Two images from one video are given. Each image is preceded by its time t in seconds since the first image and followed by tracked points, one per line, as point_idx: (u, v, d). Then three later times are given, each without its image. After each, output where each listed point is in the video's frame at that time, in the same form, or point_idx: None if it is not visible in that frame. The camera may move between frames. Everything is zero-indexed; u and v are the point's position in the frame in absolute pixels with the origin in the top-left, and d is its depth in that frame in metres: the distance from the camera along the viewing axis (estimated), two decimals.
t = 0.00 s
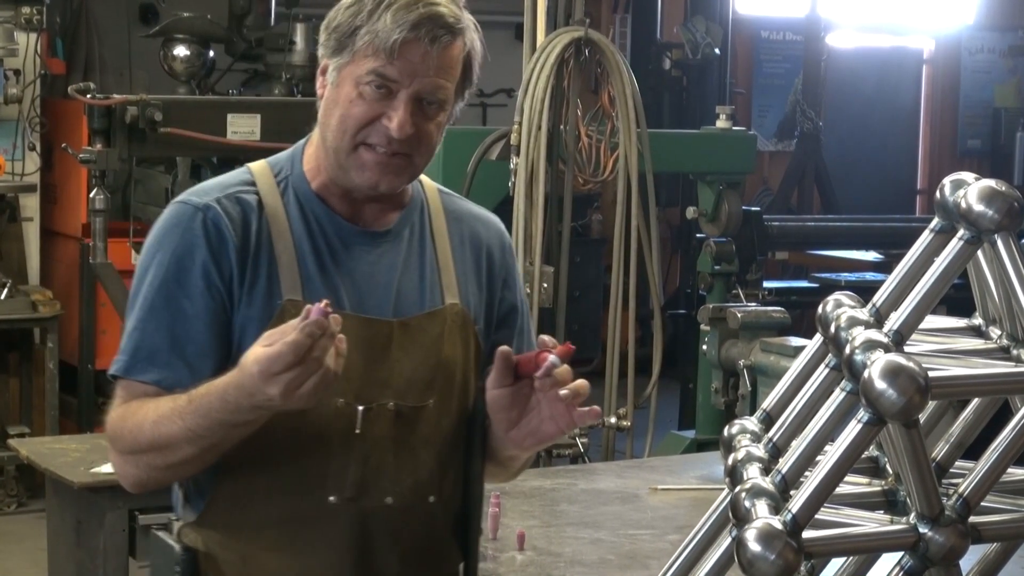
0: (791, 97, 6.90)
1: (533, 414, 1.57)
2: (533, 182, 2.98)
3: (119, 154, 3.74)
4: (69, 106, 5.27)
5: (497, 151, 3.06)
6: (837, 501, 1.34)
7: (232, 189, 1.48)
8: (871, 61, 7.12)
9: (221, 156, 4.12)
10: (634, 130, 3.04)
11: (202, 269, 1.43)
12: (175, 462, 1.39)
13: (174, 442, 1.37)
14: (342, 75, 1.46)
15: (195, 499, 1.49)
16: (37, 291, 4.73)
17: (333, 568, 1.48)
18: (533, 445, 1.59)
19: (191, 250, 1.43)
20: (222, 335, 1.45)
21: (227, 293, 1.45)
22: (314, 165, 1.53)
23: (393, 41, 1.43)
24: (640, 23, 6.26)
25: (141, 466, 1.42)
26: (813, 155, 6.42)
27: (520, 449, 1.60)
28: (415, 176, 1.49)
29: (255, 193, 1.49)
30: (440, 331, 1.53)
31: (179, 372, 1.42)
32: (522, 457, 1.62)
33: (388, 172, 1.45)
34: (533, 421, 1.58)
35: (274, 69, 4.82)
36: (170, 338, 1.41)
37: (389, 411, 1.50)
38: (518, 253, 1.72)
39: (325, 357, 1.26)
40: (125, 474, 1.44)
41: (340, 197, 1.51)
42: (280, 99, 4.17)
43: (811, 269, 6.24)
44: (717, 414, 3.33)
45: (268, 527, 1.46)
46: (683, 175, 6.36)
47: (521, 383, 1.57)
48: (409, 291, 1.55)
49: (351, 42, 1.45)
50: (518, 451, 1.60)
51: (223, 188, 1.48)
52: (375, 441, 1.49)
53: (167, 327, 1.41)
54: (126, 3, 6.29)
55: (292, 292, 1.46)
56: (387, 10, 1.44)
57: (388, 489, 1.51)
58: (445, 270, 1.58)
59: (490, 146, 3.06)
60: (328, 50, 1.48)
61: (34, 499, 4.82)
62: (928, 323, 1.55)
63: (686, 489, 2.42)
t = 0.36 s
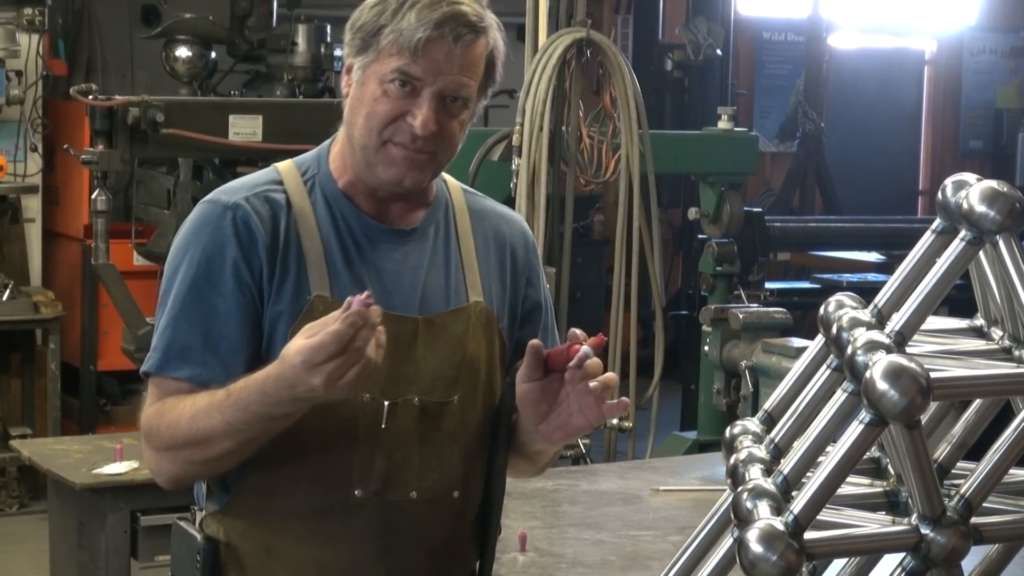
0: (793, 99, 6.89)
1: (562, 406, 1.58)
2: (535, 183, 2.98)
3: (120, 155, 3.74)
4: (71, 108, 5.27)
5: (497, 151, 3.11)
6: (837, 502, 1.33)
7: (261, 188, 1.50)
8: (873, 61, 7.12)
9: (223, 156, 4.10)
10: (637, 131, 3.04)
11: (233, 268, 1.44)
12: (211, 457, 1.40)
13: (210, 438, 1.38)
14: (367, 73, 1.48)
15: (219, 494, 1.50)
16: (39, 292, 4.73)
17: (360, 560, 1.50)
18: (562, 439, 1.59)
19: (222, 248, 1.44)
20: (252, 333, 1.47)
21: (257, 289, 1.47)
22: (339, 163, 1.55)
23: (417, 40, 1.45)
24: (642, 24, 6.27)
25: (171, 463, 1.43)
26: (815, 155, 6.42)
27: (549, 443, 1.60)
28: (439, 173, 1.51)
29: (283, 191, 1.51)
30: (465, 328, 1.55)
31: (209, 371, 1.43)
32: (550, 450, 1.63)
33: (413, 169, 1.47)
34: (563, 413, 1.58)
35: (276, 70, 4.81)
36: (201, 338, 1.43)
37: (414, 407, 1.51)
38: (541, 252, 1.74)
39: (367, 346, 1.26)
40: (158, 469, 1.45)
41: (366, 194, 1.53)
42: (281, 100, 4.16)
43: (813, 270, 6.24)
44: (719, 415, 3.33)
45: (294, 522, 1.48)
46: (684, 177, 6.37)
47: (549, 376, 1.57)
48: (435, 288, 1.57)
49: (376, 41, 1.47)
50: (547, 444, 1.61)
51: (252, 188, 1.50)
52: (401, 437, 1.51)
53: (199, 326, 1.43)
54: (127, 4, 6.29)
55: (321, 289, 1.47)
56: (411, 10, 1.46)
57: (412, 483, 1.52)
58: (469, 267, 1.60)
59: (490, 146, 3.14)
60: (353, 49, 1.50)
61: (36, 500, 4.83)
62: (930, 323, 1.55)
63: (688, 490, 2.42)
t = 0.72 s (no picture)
0: (792, 99, 6.90)
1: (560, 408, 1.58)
2: (535, 183, 2.98)
3: (120, 155, 3.73)
4: (70, 108, 5.27)
5: (497, 152, 3.13)
6: (838, 502, 1.33)
7: (272, 183, 1.50)
8: (872, 62, 7.12)
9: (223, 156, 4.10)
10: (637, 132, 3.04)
11: (242, 261, 1.45)
12: (210, 447, 1.40)
13: (209, 427, 1.38)
14: (378, 72, 1.48)
15: (219, 486, 1.50)
16: (39, 292, 4.73)
17: (356, 556, 1.50)
18: (558, 443, 1.59)
19: (230, 239, 1.44)
20: (256, 328, 1.47)
21: (264, 283, 1.47)
22: (351, 163, 1.55)
23: (429, 39, 1.45)
24: (641, 25, 6.28)
25: (171, 452, 1.43)
26: (814, 156, 6.42)
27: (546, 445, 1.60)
28: (448, 172, 1.51)
29: (294, 186, 1.52)
30: (470, 328, 1.55)
31: (214, 363, 1.43)
32: (547, 454, 1.63)
33: (422, 168, 1.47)
34: (560, 415, 1.58)
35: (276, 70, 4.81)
36: (207, 329, 1.43)
37: (417, 406, 1.51)
38: (550, 258, 1.74)
39: (365, 337, 1.27)
40: (157, 459, 1.45)
41: (376, 195, 1.53)
42: (280, 101, 4.15)
43: (813, 270, 6.24)
44: (718, 415, 3.33)
45: (293, 517, 1.48)
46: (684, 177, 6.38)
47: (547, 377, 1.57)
48: (442, 288, 1.57)
49: (388, 39, 1.47)
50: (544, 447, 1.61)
51: (264, 183, 1.50)
52: (402, 435, 1.50)
53: (206, 317, 1.43)
54: (126, 4, 6.28)
55: (328, 285, 1.48)
56: (424, 8, 1.46)
57: (413, 481, 1.52)
58: (478, 268, 1.60)
59: (489, 147, 3.15)
60: (366, 48, 1.50)
61: (36, 501, 4.82)
62: (930, 323, 1.55)
63: (688, 490, 2.42)
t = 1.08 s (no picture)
0: (792, 100, 6.91)
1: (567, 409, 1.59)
2: (534, 183, 2.98)
3: (120, 156, 3.74)
4: (70, 108, 5.26)
5: (497, 153, 3.14)
6: (838, 503, 1.33)
7: (276, 183, 1.50)
8: (871, 62, 7.11)
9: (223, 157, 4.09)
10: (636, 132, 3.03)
11: (247, 258, 1.44)
12: (218, 443, 1.39)
13: (218, 421, 1.37)
14: (383, 70, 1.48)
15: (223, 485, 1.50)
16: (38, 293, 4.73)
17: (362, 555, 1.50)
18: (566, 444, 1.60)
19: (236, 237, 1.44)
20: (261, 326, 1.47)
21: (270, 280, 1.47)
22: (354, 162, 1.55)
23: (435, 35, 1.45)
24: (641, 25, 6.29)
25: (176, 450, 1.42)
26: (814, 156, 6.41)
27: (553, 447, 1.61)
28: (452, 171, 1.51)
29: (297, 186, 1.52)
30: (474, 327, 1.55)
31: (220, 361, 1.43)
32: (553, 455, 1.64)
33: (426, 165, 1.47)
34: (566, 416, 1.59)
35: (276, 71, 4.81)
36: (212, 326, 1.43)
37: (423, 404, 1.51)
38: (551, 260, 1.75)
39: (381, 327, 1.26)
40: (161, 459, 1.44)
41: (379, 194, 1.53)
42: (280, 101, 4.15)
43: (813, 271, 6.25)
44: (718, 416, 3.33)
45: (296, 516, 1.47)
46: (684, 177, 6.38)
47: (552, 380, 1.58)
48: (446, 287, 1.57)
49: (393, 37, 1.48)
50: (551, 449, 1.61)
51: (268, 182, 1.50)
52: (407, 434, 1.51)
53: (211, 315, 1.43)
54: (126, 5, 6.28)
55: (333, 282, 1.48)
56: (429, 5, 1.47)
57: (417, 480, 1.52)
58: (480, 269, 1.60)
59: (489, 148, 3.16)
60: (370, 47, 1.51)
61: (36, 501, 4.82)
62: (929, 324, 1.55)
63: (688, 490, 2.42)
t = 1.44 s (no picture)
0: (794, 100, 6.91)
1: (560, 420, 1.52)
2: (536, 183, 2.98)
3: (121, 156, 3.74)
4: (72, 109, 5.27)
5: (499, 154, 3.14)
6: (840, 503, 1.33)
7: (275, 181, 1.50)
8: (873, 62, 7.12)
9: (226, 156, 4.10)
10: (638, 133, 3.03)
11: (247, 254, 1.45)
12: (228, 447, 1.37)
13: (233, 424, 1.35)
14: (384, 72, 1.48)
15: (224, 488, 1.51)
16: (40, 293, 4.74)
17: (365, 554, 1.49)
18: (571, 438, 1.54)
19: (236, 233, 1.44)
20: (261, 323, 1.46)
21: (270, 277, 1.47)
22: (352, 162, 1.55)
23: (438, 38, 1.45)
24: (642, 26, 6.30)
25: (180, 448, 1.40)
26: (816, 157, 6.43)
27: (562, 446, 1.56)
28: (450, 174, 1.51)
29: (296, 185, 1.52)
30: (474, 326, 1.56)
31: (220, 357, 1.42)
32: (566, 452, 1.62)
33: (427, 166, 1.47)
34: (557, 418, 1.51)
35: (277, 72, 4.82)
36: (212, 321, 1.42)
37: (424, 402, 1.52)
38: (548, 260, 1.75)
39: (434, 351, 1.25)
40: (162, 456, 1.43)
41: (378, 193, 1.53)
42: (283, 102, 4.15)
43: (815, 272, 6.26)
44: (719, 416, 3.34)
45: (300, 514, 1.48)
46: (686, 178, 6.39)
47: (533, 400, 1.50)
48: (444, 286, 1.57)
49: (394, 39, 1.47)
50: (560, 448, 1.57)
51: (268, 180, 1.50)
52: (409, 432, 1.51)
53: (212, 310, 1.42)
54: (128, 5, 6.28)
55: (334, 279, 1.48)
56: (431, 9, 1.46)
57: (419, 477, 1.52)
58: (479, 268, 1.61)
59: (490, 148, 3.16)
60: (371, 49, 1.50)
61: (37, 501, 4.83)
62: (931, 325, 1.55)
63: (689, 491, 2.42)
